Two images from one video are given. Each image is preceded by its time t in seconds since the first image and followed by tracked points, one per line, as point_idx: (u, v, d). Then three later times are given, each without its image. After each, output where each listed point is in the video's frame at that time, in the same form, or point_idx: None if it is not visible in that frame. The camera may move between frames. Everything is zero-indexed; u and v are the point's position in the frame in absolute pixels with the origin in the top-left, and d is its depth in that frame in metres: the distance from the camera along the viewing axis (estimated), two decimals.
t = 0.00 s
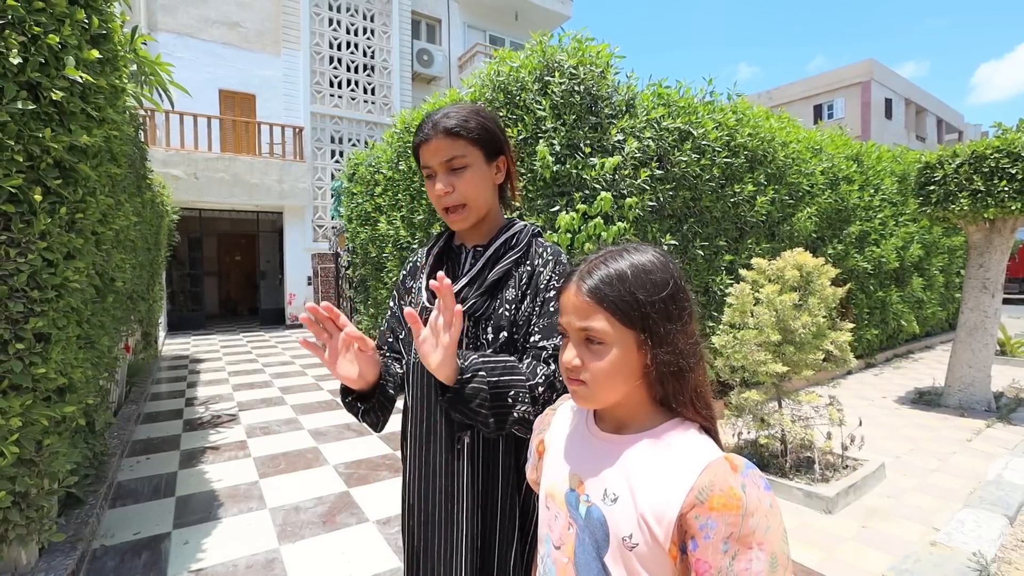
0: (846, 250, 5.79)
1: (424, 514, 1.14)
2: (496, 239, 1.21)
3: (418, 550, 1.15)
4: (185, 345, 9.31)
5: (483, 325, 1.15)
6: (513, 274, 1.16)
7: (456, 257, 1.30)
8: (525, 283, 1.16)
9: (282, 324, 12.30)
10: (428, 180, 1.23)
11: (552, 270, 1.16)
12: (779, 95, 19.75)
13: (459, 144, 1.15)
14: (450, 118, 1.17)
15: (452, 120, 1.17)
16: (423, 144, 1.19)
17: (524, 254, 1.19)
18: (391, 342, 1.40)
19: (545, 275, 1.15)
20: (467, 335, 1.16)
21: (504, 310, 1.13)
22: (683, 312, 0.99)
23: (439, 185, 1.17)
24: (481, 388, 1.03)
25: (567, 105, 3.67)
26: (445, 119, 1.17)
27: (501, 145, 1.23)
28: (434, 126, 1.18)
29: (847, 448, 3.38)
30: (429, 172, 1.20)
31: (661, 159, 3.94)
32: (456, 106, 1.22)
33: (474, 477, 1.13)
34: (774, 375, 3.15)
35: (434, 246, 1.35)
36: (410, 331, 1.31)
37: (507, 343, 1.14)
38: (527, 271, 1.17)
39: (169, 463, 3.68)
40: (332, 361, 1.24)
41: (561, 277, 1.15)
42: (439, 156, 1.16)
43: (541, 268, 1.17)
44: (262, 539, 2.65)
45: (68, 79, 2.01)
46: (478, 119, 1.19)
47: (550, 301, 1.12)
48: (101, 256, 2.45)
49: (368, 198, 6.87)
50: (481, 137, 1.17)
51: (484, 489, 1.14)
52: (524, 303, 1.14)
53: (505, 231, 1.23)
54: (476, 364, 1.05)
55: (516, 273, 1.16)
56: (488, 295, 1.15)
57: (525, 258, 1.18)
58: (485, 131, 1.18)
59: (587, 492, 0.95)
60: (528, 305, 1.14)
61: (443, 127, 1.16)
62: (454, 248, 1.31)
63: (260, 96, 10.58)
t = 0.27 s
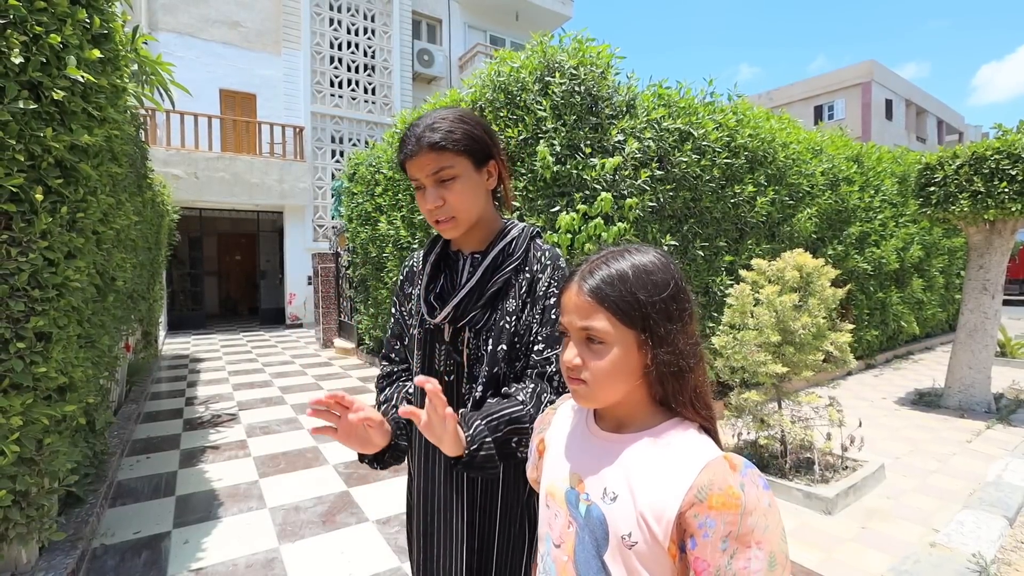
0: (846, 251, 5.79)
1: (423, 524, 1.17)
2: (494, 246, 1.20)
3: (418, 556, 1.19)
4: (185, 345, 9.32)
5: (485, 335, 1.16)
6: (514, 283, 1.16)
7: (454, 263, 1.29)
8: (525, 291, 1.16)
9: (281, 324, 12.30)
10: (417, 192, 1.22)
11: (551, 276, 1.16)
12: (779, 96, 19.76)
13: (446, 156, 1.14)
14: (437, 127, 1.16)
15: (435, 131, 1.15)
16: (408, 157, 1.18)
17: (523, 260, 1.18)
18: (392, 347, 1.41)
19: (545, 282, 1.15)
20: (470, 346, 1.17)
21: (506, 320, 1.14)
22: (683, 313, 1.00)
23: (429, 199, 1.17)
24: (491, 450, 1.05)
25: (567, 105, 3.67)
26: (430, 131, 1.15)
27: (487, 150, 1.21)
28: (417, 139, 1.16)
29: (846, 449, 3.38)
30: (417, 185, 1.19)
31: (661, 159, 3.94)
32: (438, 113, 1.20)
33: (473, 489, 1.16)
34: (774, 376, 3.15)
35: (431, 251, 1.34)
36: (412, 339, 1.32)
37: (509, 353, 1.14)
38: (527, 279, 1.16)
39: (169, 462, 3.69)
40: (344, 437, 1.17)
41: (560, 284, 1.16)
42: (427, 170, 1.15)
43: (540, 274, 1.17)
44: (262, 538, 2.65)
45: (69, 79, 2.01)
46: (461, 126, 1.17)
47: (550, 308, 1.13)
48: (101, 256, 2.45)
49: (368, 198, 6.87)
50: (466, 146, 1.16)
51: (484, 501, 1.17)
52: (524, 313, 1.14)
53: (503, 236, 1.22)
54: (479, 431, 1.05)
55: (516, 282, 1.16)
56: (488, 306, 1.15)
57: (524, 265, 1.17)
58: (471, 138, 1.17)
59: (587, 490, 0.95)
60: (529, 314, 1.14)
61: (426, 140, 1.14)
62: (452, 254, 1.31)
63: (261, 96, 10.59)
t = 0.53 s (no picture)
0: (846, 251, 5.79)
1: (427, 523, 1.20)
2: (497, 244, 1.19)
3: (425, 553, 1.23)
4: (185, 345, 9.32)
5: (485, 332, 1.14)
6: (514, 280, 1.15)
7: (459, 261, 1.29)
8: (526, 289, 1.15)
9: (282, 324, 12.30)
10: (424, 181, 1.22)
11: (553, 274, 1.15)
12: (779, 96, 19.75)
13: (454, 146, 1.14)
14: (447, 118, 1.16)
15: (446, 121, 1.15)
16: (418, 144, 1.18)
17: (524, 257, 1.17)
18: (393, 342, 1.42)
19: (546, 279, 1.14)
20: (470, 344, 1.17)
21: (505, 317, 1.12)
22: (683, 313, 1.00)
23: (434, 188, 1.16)
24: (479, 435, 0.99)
25: (567, 105, 3.67)
26: (440, 120, 1.15)
27: (497, 146, 1.20)
28: (428, 127, 1.17)
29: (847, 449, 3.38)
30: (424, 173, 1.19)
31: (661, 159, 3.94)
32: (452, 106, 1.20)
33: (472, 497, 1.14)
34: (774, 376, 3.15)
35: (437, 249, 1.34)
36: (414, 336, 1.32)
37: (509, 352, 1.12)
38: (528, 276, 1.15)
39: (169, 462, 3.69)
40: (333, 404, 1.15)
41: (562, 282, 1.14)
42: (434, 158, 1.15)
43: (541, 272, 1.16)
44: (262, 539, 2.65)
45: (69, 80, 2.02)
46: (473, 119, 1.17)
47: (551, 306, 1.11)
48: (102, 256, 2.45)
49: (368, 198, 6.88)
50: (475, 138, 1.15)
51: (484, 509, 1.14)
52: (525, 311, 1.12)
53: (506, 234, 1.21)
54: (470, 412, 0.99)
55: (517, 279, 1.15)
56: (489, 303, 1.14)
57: (525, 263, 1.16)
58: (481, 131, 1.16)
59: (586, 490, 0.95)
60: (530, 311, 1.12)
61: (437, 130, 1.14)
62: (456, 251, 1.31)
63: (261, 96, 10.59)
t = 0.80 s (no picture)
0: (846, 250, 5.79)
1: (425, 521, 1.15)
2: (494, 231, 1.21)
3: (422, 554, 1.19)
4: (185, 345, 9.32)
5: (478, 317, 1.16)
6: (509, 265, 1.16)
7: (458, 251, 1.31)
8: (521, 273, 1.15)
9: (282, 325, 12.30)
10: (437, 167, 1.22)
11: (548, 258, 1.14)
12: (779, 95, 19.75)
13: (471, 137, 1.14)
14: (467, 110, 1.16)
15: (468, 112, 1.15)
16: (438, 130, 1.19)
17: (520, 245, 1.18)
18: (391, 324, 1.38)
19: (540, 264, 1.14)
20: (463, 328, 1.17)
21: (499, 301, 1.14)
22: (680, 313, 1.00)
23: (444, 173, 1.16)
24: (478, 329, 1.01)
25: (567, 105, 3.67)
26: (463, 111, 1.16)
27: (513, 147, 1.20)
28: (449, 115, 1.17)
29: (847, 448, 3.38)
30: (439, 159, 1.20)
31: (660, 159, 3.94)
32: (476, 102, 1.21)
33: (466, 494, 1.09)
34: (774, 376, 3.15)
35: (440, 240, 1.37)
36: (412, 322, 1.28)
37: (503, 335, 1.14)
38: (523, 262, 1.16)
39: (169, 463, 3.69)
40: (327, 293, 1.23)
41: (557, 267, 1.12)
42: (449, 145, 1.15)
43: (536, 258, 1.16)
44: (263, 539, 2.65)
45: (69, 80, 2.02)
46: (495, 116, 1.17)
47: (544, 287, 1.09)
48: (101, 256, 2.45)
49: (368, 198, 6.88)
50: (492, 134, 1.15)
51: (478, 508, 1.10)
52: (518, 295, 1.14)
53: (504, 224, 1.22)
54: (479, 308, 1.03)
55: (511, 264, 1.16)
56: (484, 287, 1.15)
57: (521, 250, 1.17)
58: (499, 129, 1.16)
59: (584, 489, 0.95)
60: (524, 295, 1.13)
61: (457, 119, 1.15)
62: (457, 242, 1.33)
63: (261, 97, 10.58)
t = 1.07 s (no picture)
0: (846, 249, 5.79)
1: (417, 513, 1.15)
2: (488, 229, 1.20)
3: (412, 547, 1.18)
4: (185, 346, 9.32)
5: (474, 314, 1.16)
6: (504, 262, 1.16)
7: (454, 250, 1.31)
8: (518, 268, 1.16)
9: (281, 325, 12.30)
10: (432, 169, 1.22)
11: (545, 251, 1.14)
12: (778, 94, 19.75)
13: (464, 141, 1.13)
14: (462, 112, 1.16)
15: (463, 114, 1.15)
16: (433, 132, 1.18)
17: (515, 241, 1.18)
18: (390, 323, 1.39)
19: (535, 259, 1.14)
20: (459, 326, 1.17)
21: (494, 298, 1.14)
22: (677, 312, 0.99)
23: (437, 177, 1.17)
24: (495, 321, 1.00)
25: (566, 105, 3.67)
26: (457, 113, 1.15)
27: (508, 148, 1.19)
28: (444, 116, 1.17)
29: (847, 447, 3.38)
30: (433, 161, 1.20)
31: (660, 159, 3.94)
32: (473, 103, 1.20)
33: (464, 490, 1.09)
34: (774, 375, 3.15)
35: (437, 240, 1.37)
36: (410, 318, 1.27)
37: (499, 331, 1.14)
38: (518, 258, 1.16)
39: (169, 464, 3.69)
40: (307, 314, 1.25)
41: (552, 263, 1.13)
42: (443, 149, 1.15)
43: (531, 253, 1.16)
44: (263, 540, 2.65)
45: (67, 81, 2.01)
46: (490, 118, 1.17)
47: (545, 280, 1.10)
48: (100, 257, 2.45)
49: (368, 199, 6.88)
50: (486, 137, 1.15)
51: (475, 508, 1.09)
52: (514, 290, 1.14)
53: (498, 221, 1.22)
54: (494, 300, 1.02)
55: (507, 261, 1.16)
56: (479, 284, 1.16)
57: (515, 246, 1.17)
58: (494, 132, 1.15)
59: (583, 489, 0.95)
60: (520, 291, 1.13)
61: (451, 121, 1.15)
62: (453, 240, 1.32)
63: (260, 97, 10.58)
